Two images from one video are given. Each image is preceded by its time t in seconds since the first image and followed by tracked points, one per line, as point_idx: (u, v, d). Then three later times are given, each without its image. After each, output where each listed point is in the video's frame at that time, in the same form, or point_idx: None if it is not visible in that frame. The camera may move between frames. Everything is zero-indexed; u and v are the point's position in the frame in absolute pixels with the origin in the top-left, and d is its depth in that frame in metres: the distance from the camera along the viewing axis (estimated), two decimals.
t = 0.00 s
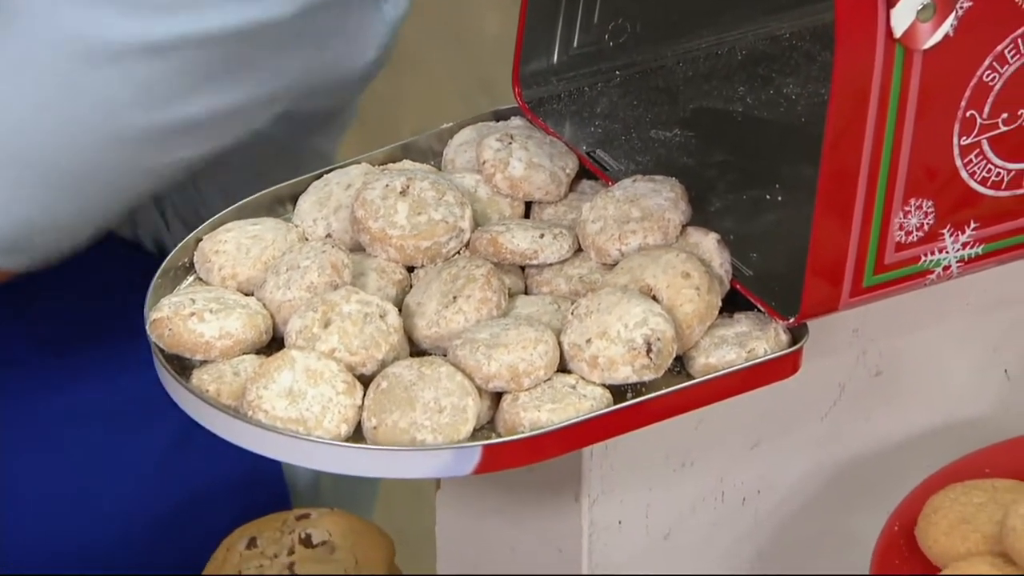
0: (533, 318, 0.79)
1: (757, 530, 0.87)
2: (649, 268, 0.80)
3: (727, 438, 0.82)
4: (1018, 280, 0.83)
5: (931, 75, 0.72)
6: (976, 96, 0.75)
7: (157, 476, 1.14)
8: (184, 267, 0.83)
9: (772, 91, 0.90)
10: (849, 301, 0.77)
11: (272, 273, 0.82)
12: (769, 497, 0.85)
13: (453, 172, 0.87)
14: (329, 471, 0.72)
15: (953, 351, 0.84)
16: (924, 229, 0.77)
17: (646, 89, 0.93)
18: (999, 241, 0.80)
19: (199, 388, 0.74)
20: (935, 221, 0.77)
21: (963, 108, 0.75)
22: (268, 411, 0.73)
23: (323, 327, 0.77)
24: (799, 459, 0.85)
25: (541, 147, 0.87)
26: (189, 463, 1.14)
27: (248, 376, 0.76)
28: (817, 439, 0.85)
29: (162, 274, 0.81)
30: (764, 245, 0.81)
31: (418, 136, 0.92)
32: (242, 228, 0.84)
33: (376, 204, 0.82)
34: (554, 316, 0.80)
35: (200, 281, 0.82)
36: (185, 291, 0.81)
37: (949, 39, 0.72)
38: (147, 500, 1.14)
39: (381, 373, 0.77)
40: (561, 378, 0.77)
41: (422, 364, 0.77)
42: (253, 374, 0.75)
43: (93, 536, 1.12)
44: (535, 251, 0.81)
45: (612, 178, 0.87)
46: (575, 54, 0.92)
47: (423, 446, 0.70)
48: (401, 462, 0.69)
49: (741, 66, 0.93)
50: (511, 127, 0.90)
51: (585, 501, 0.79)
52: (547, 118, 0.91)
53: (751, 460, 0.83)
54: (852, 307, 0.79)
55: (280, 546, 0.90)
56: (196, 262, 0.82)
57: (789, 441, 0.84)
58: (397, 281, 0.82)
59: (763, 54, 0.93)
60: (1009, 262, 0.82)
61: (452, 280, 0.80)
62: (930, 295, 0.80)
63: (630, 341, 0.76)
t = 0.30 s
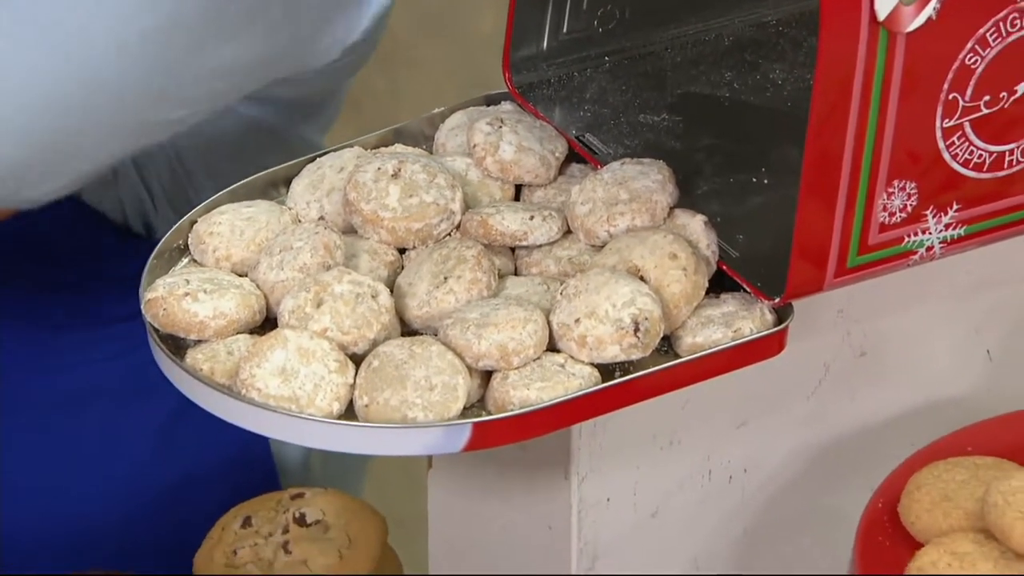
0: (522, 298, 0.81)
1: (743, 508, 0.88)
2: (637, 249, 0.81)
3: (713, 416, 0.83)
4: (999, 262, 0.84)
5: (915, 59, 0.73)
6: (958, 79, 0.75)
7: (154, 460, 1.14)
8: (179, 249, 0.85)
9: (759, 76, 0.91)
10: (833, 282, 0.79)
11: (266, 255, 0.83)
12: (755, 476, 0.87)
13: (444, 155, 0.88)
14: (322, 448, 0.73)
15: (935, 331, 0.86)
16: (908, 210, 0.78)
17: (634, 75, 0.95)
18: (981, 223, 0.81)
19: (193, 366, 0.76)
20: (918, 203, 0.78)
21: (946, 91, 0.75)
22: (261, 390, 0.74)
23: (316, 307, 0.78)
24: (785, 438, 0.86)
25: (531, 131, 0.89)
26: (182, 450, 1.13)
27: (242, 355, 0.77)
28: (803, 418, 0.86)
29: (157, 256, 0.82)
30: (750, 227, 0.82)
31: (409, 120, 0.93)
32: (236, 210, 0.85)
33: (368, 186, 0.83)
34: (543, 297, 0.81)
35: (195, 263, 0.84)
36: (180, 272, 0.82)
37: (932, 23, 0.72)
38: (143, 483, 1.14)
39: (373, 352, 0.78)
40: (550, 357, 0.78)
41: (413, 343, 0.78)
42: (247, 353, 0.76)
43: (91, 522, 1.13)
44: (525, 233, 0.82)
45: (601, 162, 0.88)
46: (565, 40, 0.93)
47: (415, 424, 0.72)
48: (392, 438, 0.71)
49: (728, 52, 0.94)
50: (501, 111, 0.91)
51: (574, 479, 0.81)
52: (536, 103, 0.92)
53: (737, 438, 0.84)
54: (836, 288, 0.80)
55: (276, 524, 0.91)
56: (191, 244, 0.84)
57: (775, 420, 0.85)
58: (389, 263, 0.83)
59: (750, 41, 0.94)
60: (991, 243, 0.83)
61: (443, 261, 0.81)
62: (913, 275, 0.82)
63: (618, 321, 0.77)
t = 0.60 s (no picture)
0: (510, 280, 0.82)
1: (729, 489, 0.88)
2: (624, 233, 0.82)
3: (698, 396, 0.84)
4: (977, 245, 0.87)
5: (897, 44, 0.74)
6: (939, 64, 0.76)
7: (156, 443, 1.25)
8: (172, 233, 0.86)
9: (744, 63, 0.92)
10: (817, 264, 0.80)
11: (258, 238, 0.84)
12: (741, 457, 0.88)
13: (434, 141, 0.89)
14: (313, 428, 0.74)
15: (916, 314, 0.87)
16: (890, 194, 0.80)
17: (622, 62, 0.96)
18: (962, 206, 0.82)
19: (186, 347, 0.77)
20: (900, 186, 0.80)
21: (927, 76, 0.76)
22: (253, 369, 0.75)
23: (307, 289, 0.80)
24: (769, 420, 0.88)
25: (520, 118, 0.90)
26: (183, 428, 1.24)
27: (234, 336, 0.78)
28: (788, 399, 0.88)
29: (151, 239, 0.83)
30: (735, 210, 0.84)
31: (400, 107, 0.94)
32: (230, 195, 0.86)
33: (359, 170, 0.85)
34: (531, 280, 0.83)
35: (189, 246, 0.85)
36: (174, 254, 0.83)
37: (914, 8, 0.73)
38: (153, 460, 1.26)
39: (363, 333, 0.79)
40: (538, 338, 0.80)
41: (403, 325, 0.79)
42: (240, 333, 0.77)
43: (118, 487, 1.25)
44: (514, 217, 0.84)
45: (589, 147, 0.89)
46: (554, 28, 0.95)
47: (405, 402, 0.73)
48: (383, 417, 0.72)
49: (714, 40, 0.96)
50: (491, 98, 0.92)
51: (562, 458, 0.83)
52: (525, 90, 0.94)
53: (722, 419, 0.86)
54: (820, 270, 0.81)
55: (269, 506, 0.94)
56: (185, 228, 0.85)
57: (759, 401, 0.86)
58: (380, 246, 0.84)
59: (737, 29, 0.96)
60: (972, 226, 0.85)
61: (433, 244, 0.82)
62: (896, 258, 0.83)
63: (605, 303, 0.78)
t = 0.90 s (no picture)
0: (497, 264, 0.83)
1: (713, 468, 0.90)
2: (608, 217, 0.84)
3: (682, 378, 0.86)
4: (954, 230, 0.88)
5: (875, 31, 0.75)
6: (918, 50, 0.77)
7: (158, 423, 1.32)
8: (164, 218, 0.87)
9: (728, 52, 0.95)
10: (798, 248, 0.82)
11: (249, 223, 0.85)
12: (724, 438, 0.89)
13: (422, 128, 0.91)
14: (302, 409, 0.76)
15: (896, 298, 0.89)
16: (870, 178, 0.81)
17: (607, 51, 0.97)
18: (941, 191, 0.84)
19: (178, 329, 0.78)
20: (879, 170, 0.81)
21: (906, 62, 0.78)
22: (243, 351, 0.76)
23: (297, 273, 0.81)
24: (751, 402, 0.89)
25: (507, 105, 0.91)
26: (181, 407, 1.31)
27: (225, 318, 0.79)
28: (769, 380, 0.89)
29: (143, 223, 0.85)
30: (719, 195, 0.85)
31: (390, 94, 0.96)
32: (221, 180, 0.87)
33: (348, 156, 0.86)
34: (517, 263, 0.84)
35: (181, 231, 0.86)
36: (166, 238, 0.84)
37: None
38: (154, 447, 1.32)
39: (352, 315, 0.80)
40: (524, 320, 0.81)
41: (391, 307, 0.80)
42: (230, 316, 0.78)
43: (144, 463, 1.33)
44: (500, 201, 0.85)
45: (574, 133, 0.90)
46: (540, 17, 0.96)
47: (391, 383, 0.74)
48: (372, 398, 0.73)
49: (698, 29, 0.98)
50: (479, 85, 0.94)
51: (548, 439, 0.83)
52: (512, 78, 0.95)
53: (706, 401, 0.87)
54: (801, 253, 0.83)
55: (262, 487, 0.99)
56: (177, 213, 0.86)
57: (742, 383, 0.88)
58: (369, 230, 0.85)
59: (720, 18, 0.99)
60: (951, 211, 0.86)
61: (421, 228, 0.84)
62: (875, 241, 0.84)
63: (589, 285, 0.79)
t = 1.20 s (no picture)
0: (479, 247, 0.84)
1: (693, 449, 0.92)
2: (589, 200, 0.85)
3: (663, 360, 0.87)
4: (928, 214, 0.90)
5: (849, 19, 0.76)
6: (892, 36, 0.79)
7: (159, 408, 1.34)
8: (152, 202, 0.88)
9: (707, 40, 0.95)
10: (775, 231, 0.83)
11: (235, 207, 0.86)
12: (704, 419, 0.91)
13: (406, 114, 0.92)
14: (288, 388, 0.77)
15: (872, 281, 0.91)
16: (845, 162, 0.83)
17: (589, 38, 0.99)
18: (914, 174, 0.85)
19: (164, 311, 0.79)
20: (855, 154, 0.83)
21: (880, 48, 0.79)
22: (228, 332, 0.77)
23: (282, 255, 0.82)
24: (730, 384, 0.91)
25: (489, 91, 0.92)
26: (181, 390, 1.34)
27: (211, 300, 0.80)
28: (748, 361, 0.91)
29: (131, 207, 0.86)
30: (696, 179, 0.87)
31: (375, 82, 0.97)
32: (207, 164, 0.88)
33: (333, 141, 0.87)
34: (499, 246, 0.85)
35: (168, 215, 0.87)
36: (153, 222, 0.85)
37: None
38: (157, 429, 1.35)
39: (336, 297, 0.81)
40: (505, 301, 0.82)
41: (374, 289, 0.82)
42: (216, 297, 0.79)
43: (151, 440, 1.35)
44: (482, 185, 0.86)
45: (555, 119, 0.92)
46: (522, 6, 0.97)
47: (375, 363, 0.75)
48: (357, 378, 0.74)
49: (678, 18, 0.99)
50: (461, 72, 0.95)
51: (530, 420, 0.85)
52: (495, 65, 0.97)
53: (686, 381, 0.89)
54: (778, 236, 0.84)
55: (250, 468, 1.00)
56: (164, 197, 0.87)
57: (722, 364, 0.90)
58: (353, 215, 0.86)
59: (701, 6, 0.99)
60: (925, 194, 0.88)
61: (405, 212, 0.85)
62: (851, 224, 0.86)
63: (570, 268, 0.81)
